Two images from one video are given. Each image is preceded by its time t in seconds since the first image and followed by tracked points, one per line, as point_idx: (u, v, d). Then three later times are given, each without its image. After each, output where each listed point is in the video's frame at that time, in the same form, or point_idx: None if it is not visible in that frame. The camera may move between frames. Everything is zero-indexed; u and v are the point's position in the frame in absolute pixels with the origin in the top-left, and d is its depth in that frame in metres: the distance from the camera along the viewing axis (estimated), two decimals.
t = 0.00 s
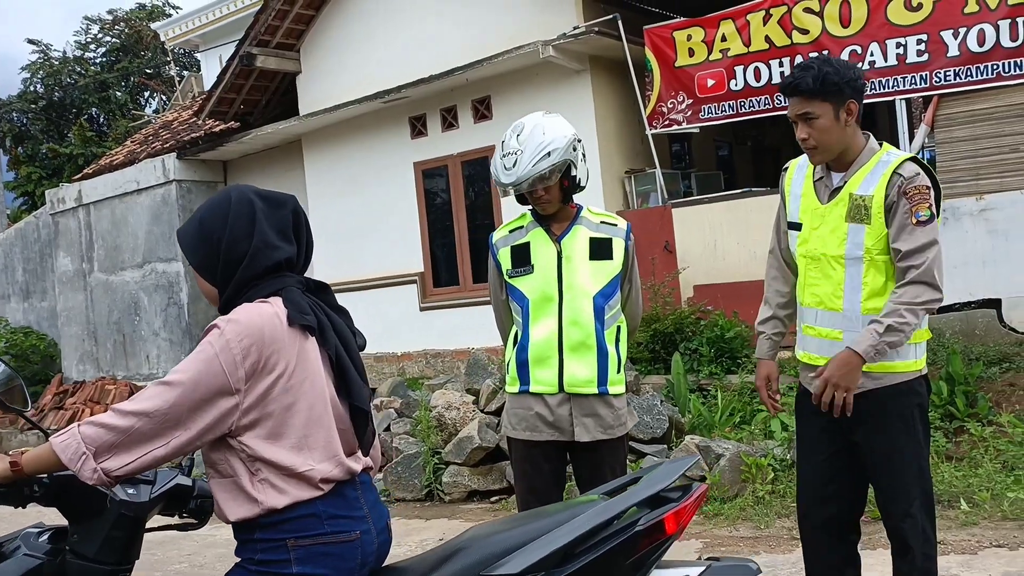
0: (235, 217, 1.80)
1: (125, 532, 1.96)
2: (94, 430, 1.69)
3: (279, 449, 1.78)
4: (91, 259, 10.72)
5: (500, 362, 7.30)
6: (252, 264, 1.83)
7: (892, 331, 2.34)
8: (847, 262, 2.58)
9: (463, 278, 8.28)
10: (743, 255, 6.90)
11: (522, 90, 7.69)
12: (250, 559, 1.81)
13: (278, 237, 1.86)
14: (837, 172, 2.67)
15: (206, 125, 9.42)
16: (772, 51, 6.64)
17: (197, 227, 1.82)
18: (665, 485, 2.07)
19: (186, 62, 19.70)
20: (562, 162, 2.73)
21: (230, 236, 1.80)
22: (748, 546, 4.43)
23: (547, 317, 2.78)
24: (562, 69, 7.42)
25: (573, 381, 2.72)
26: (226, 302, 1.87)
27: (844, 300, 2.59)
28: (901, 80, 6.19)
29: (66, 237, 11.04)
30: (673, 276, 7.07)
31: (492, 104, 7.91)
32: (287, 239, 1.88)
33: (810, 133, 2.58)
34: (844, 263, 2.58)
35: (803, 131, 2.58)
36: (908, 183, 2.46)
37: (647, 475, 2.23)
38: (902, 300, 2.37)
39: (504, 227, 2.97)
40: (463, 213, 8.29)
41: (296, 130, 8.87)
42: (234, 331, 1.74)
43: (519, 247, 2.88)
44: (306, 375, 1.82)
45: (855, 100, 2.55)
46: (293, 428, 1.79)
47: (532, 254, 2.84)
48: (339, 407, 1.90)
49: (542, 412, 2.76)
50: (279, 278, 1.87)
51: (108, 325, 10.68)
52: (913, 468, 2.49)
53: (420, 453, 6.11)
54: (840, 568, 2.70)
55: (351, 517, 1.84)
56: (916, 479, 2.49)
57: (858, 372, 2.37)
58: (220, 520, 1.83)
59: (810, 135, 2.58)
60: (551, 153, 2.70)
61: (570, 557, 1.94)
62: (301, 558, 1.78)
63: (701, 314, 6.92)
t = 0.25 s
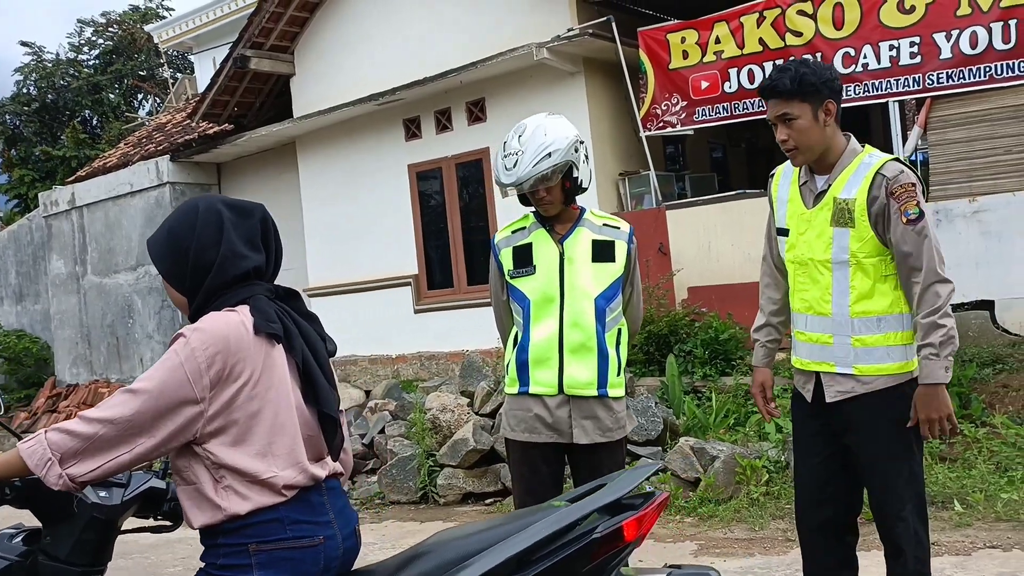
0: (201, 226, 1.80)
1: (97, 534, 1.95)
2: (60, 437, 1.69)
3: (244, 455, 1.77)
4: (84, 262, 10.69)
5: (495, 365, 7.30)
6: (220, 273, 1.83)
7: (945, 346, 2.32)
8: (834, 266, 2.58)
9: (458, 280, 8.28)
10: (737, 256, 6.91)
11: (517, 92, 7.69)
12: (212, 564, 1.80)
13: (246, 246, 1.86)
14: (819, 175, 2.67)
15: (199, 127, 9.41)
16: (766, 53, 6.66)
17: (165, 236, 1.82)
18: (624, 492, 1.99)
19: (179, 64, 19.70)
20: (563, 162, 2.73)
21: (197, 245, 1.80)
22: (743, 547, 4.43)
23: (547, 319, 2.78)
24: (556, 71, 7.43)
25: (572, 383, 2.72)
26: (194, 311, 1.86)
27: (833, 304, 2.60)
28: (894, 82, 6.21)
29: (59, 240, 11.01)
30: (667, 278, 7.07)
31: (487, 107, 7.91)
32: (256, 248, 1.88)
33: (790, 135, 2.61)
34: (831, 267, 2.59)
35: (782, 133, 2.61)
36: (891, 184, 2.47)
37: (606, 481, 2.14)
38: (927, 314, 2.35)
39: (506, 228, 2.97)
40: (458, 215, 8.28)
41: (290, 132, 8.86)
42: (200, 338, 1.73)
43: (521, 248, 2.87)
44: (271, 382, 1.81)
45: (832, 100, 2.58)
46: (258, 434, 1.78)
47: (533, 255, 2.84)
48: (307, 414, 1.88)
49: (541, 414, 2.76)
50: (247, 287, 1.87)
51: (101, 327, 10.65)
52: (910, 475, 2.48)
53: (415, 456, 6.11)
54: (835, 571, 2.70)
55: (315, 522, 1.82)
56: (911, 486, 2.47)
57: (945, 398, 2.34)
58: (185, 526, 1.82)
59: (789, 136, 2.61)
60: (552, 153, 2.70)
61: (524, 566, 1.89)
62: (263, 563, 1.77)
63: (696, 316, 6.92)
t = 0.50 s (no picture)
0: (165, 238, 1.85)
1: (60, 534, 1.93)
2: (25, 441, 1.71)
3: (203, 459, 1.81)
4: (78, 264, 10.67)
5: (490, 367, 7.29)
6: (183, 283, 1.88)
7: (938, 349, 2.34)
8: (834, 267, 2.58)
9: (452, 282, 8.28)
10: (731, 258, 6.91)
11: (511, 94, 7.70)
12: (166, 563, 1.83)
13: (208, 258, 1.92)
14: (817, 176, 2.68)
15: (193, 129, 9.39)
16: (760, 55, 6.67)
17: (129, 246, 1.86)
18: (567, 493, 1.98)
19: (173, 66, 19.69)
20: (575, 163, 2.77)
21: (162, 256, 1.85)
22: (738, 549, 4.43)
23: (551, 321, 2.78)
24: (550, 73, 7.44)
25: (574, 385, 2.72)
26: (156, 320, 1.91)
27: (831, 307, 2.59)
28: (888, 85, 6.23)
29: (52, 243, 10.99)
30: (662, 280, 7.08)
31: (481, 109, 7.92)
32: (218, 259, 1.94)
33: (790, 134, 2.60)
34: (831, 269, 2.59)
35: (783, 132, 2.60)
36: (894, 184, 2.47)
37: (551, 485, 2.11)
38: (921, 316, 2.37)
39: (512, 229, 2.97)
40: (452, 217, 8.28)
41: (285, 134, 8.85)
42: (162, 345, 1.77)
43: (527, 248, 2.87)
44: (231, 389, 1.86)
45: (831, 100, 2.58)
46: (217, 438, 1.82)
47: (539, 256, 2.84)
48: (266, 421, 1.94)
49: (543, 415, 2.75)
50: (209, 297, 1.92)
51: (94, 330, 10.62)
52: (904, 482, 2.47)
53: (410, 458, 6.07)
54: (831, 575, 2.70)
55: (268, 523, 1.85)
56: (906, 495, 2.46)
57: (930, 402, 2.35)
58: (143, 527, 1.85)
59: (789, 136, 2.60)
60: (564, 154, 2.72)
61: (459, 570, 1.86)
62: (212, 561, 1.79)
63: (691, 318, 6.92)
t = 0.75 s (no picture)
0: (113, 245, 1.95)
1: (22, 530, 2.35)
2: None
3: (139, 456, 1.89)
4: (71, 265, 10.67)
5: (485, 368, 7.29)
6: (129, 289, 1.97)
7: (910, 351, 2.36)
8: (839, 266, 2.53)
9: (447, 283, 8.27)
10: (725, 259, 6.92)
11: (505, 96, 7.69)
12: (106, 557, 1.93)
13: (157, 265, 2.01)
14: (822, 175, 2.64)
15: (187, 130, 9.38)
16: (754, 56, 6.68)
17: (80, 253, 1.96)
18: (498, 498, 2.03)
19: (167, 67, 19.69)
20: (590, 162, 2.78)
21: (108, 262, 1.95)
22: (733, 550, 4.44)
23: (556, 321, 2.77)
24: (544, 74, 7.44)
25: (578, 385, 2.71)
26: (107, 323, 2.01)
27: (835, 306, 2.54)
28: (882, 86, 6.24)
29: (45, 244, 10.97)
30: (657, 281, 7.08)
31: (476, 110, 7.91)
32: (167, 266, 2.03)
33: (799, 133, 2.57)
34: (836, 267, 2.53)
35: (792, 130, 2.57)
36: (901, 187, 2.47)
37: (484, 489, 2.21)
38: (902, 318, 2.39)
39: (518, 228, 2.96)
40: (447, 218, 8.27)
41: (279, 135, 8.83)
42: (100, 347, 1.86)
43: (533, 247, 2.86)
44: (171, 390, 1.93)
45: (842, 101, 2.56)
46: (155, 437, 1.90)
47: (544, 256, 2.83)
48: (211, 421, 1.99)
49: (546, 416, 2.74)
50: (156, 302, 2.01)
51: (88, 331, 10.61)
52: (902, 483, 2.47)
53: (404, 459, 6.05)
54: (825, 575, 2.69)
55: (206, 520, 1.93)
56: (904, 495, 2.47)
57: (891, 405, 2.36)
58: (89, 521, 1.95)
59: (799, 134, 2.57)
60: (581, 152, 2.74)
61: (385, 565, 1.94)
62: (149, 555, 1.88)
63: (685, 318, 6.92)
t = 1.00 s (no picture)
0: (40, 267, 2.12)
1: None
2: None
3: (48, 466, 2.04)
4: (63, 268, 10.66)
5: (479, 370, 7.29)
6: (56, 307, 2.14)
7: (918, 361, 2.34)
8: (825, 269, 2.53)
9: (440, 285, 8.27)
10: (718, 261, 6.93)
11: (498, 97, 7.70)
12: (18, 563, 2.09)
13: (83, 286, 2.17)
14: (807, 176, 2.63)
15: (180, 133, 9.37)
16: (746, 59, 6.69)
17: (14, 275, 2.14)
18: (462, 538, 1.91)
19: (160, 69, 19.67)
20: (600, 163, 2.80)
21: (37, 283, 2.13)
22: (724, 551, 4.45)
23: (556, 323, 2.76)
24: (537, 76, 7.45)
25: (578, 388, 2.71)
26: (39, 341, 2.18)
27: (820, 309, 2.53)
28: (873, 88, 6.26)
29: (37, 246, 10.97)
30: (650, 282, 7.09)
31: (469, 112, 7.92)
32: (92, 287, 2.18)
33: (787, 129, 2.57)
34: (823, 270, 2.53)
35: (779, 126, 2.56)
36: (891, 191, 2.46)
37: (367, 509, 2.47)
38: (902, 328, 2.37)
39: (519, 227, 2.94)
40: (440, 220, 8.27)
41: (272, 137, 8.82)
42: (12, 363, 2.03)
43: (535, 248, 2.84)
44: (80, 403, 2.07)
45: (832, 100, 2.56)
46: (62, 448, 2.05)
47: (547, 257, 2.82)
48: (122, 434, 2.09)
49: (546, 415, 2.71)
50: (79, 320, 2.16)
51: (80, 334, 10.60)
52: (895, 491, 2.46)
53: (397, 461, 6.06)
54: None
55: (109, 529, 2.05)
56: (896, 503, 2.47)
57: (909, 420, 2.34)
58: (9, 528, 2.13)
59: (786, 131, 2.57)
60: (593, 152, 2.76)
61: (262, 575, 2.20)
62: (49, 562, 2.02)
63: (678, 320, 6.93)
